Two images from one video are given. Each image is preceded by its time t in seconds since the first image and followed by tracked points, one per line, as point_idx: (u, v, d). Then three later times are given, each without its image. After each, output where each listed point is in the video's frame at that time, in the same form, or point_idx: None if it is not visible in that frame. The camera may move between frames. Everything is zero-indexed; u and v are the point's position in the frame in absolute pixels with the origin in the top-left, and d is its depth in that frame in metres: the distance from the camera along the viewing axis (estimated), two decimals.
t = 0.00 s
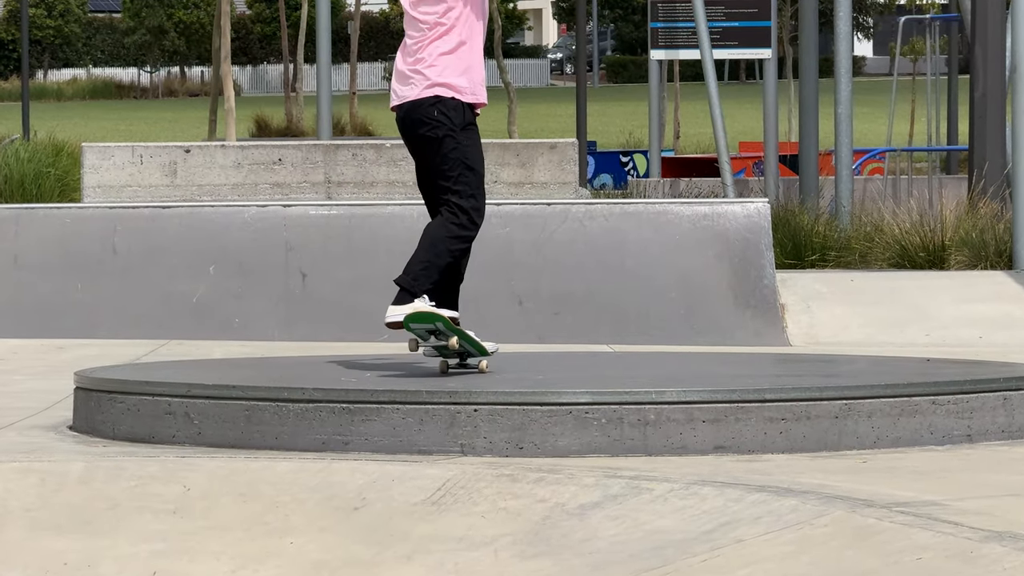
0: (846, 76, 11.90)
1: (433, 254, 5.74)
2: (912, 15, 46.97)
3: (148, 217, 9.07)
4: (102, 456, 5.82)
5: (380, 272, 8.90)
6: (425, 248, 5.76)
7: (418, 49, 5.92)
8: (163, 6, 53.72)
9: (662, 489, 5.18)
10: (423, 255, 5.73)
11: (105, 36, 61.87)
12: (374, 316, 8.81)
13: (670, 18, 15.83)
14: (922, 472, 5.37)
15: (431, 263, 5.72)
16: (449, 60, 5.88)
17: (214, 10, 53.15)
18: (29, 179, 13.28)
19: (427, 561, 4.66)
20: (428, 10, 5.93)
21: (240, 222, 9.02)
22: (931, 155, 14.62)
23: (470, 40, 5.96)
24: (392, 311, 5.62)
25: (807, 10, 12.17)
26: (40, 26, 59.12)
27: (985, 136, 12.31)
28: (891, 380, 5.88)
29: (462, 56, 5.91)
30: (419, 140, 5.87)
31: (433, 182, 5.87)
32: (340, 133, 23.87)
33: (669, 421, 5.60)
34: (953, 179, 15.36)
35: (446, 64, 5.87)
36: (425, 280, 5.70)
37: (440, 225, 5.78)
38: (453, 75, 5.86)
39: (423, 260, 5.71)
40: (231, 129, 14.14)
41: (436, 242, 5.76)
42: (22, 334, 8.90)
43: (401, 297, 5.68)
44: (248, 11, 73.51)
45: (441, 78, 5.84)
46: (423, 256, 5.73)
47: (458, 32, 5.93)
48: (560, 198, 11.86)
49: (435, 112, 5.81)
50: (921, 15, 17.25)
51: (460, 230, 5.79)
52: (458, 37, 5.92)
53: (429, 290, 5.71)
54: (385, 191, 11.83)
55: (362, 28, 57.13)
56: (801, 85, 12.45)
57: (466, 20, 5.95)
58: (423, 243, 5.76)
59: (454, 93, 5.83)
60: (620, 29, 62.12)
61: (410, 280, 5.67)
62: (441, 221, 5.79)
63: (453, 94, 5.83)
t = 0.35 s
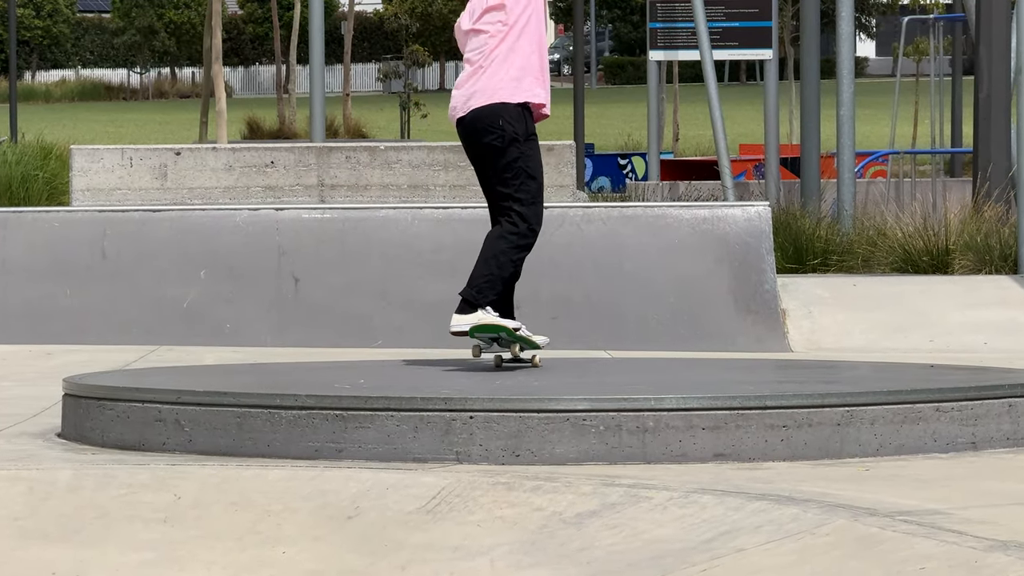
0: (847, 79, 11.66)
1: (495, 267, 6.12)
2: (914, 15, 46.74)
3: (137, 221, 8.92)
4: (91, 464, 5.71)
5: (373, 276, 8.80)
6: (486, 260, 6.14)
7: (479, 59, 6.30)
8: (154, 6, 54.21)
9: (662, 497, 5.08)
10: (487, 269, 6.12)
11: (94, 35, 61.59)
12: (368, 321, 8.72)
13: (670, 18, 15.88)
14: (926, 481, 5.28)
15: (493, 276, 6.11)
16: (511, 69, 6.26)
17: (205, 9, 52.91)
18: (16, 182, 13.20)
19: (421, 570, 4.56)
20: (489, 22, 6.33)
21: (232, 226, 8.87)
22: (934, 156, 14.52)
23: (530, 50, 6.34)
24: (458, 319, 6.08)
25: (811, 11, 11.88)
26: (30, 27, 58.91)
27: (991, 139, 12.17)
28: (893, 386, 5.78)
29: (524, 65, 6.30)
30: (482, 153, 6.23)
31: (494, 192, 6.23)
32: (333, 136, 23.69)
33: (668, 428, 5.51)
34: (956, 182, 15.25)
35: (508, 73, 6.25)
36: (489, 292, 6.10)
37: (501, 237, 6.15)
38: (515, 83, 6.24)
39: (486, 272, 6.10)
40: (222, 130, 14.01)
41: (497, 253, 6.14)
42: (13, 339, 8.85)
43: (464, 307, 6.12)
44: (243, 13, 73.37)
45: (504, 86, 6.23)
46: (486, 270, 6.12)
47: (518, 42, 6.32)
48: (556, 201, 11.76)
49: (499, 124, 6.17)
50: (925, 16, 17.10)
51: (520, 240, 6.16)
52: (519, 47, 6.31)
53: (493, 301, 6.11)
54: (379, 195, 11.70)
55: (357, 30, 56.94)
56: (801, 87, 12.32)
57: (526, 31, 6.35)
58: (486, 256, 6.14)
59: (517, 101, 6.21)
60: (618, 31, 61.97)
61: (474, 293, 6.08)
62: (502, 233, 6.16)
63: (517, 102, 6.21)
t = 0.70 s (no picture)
0: (851, 81, 11.70)
1: (573, 246, 6.62)
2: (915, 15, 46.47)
3: (127, 225, 8.81)
4: (80, 472, 5.61)
5: (366, 282, 8.68)
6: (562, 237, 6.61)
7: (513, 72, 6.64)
8: (144, 6, 53.53)
9: (661, 506, 4.98)
10: (566, 246, 6.60)
11: (83, 36, 61.17)
12: (362, 327, 8.61)
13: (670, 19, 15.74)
14: (930, 489, 5.18)
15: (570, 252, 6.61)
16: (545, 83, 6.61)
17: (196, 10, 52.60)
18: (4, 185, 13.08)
19: None
20: (528, 35, 6.64)
21: (223, 230, 8.77)
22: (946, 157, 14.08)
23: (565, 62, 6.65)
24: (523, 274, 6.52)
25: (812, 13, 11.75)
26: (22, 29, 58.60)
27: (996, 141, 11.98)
28: (896, 393, 5.69)
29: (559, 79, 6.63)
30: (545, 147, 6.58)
31: (562, 180, 6.63)
32: (327, 137, 23.43)
33: (667, 436, 5.41)
34: (961, 186, 15.10)
35: (543, 87, 6.61)
36: (565, 263, 6.63)
37: (577, 218, 6.62)
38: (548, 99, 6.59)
39: (567, 248, 6.60)
40: (214, 134, 13.92)
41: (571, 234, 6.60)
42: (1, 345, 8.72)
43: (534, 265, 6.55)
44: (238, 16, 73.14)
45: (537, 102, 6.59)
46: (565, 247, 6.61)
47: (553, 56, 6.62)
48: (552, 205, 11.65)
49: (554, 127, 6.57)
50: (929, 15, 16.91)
51: (598, 218, 6.64)
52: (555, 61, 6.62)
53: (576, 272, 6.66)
54: (373, 197, 11.65)
55: (353, 32, 56.72)
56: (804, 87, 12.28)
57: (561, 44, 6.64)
58: (566, 233, 6.60)
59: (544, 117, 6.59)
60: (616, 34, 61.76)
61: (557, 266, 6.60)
62: (579, 214, 6.63)
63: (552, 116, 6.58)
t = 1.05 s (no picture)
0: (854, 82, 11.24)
1: (596, 338, 6.68)
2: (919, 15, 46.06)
3: (116, 229, 8.39)
4: (69, 479, 5.50)
5: (361, 286, 8.33)
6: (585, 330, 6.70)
7: (535, 163, 6.64)
8: (134, 6, 52.62)
9: (660, 515, 4.88)
10: (590, 337, 6.68)
11: (71, 37, 60.70)
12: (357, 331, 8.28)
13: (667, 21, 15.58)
14: (934, 497, 5.09)
15: (594, 341, 6.68)
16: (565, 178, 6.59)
17: (187, 10, 52.19)
18: None
19: None
20: (554, 128, 6.60)
21: (214, 234, 8.36)
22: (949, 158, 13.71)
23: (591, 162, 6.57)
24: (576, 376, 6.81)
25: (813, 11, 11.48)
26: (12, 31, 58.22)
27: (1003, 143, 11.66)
28: (899, 399, 5.59)
29: (580, 177, 6.58)
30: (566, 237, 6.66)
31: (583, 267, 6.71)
32: (319, 139, 23.16)
33: (667, 443, 5.32)
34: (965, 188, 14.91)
35: (563, 183, 6.57)
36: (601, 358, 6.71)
37: (599, 306, 6.68)
38: (565, 196, 6.57)
39: (592, 344, 6.67)
40: (205, 136, 13.80)
41: (592, 326, 6.68)
42: None
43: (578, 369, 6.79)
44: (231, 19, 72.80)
45: (552, 198, 6.58)
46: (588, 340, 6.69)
47: (576, 153, 6.58)
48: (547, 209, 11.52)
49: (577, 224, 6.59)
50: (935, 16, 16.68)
51: (620, 303, 6.69)
52: (577, 158, 6.57)
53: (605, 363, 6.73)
54: (368, 201, 11.56)
55: (347, 35, 56.39)
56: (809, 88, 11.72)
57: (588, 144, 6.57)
58: (589, 328, 6.68)
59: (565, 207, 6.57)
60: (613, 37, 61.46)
61: (583, 362, 6.68)
62: (599, 301, 6.70)
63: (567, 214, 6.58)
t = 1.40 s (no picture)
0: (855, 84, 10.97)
1: (586, 329, 6.80)
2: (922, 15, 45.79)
3: (106, 232, 8.23)
4: (58, 487, 5.40)
5: (355, 290, 8.15)
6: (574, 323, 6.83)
7: (524, 146, 6.91)
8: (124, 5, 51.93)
9: (659, 523, 4.78)
10: (580, 328, 6.80)
11: (60, 37, 60.24)
12: (351, 337, 8.11)
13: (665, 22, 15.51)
14: (938, 505, 5.00)
15: (584, 333, 6.80)
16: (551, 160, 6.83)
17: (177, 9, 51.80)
18: None
19: None
20: (542, 112, 6.88)
21: (205, 238, 8.21)
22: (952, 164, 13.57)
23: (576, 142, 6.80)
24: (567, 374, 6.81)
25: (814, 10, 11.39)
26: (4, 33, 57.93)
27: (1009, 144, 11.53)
28: (903, 405, 5.50)
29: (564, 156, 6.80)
30: (548, 227, 6.86)
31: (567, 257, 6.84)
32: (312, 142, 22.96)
33: (666, 450, 5.23)
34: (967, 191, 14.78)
35: (548, 163, 6.81)
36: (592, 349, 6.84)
37: (583, 298, 6.80)
38: (550, 176, 6.79)
39: (584, 335, 6.79)
40: (197, 138, 13.69)
41: (580, 318, 6.80)
42: None
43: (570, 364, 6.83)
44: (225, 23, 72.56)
45: (538, 177, 6.81)
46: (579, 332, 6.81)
47: (561, 133, 6.81)
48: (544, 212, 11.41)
49: (558, 207, 6.79)
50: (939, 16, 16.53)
51: (602, 292, 6.81)
52: (562, 139, 6.81)
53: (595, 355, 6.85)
54: (362, 204, 11.46)
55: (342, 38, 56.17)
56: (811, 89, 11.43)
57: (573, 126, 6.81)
58: (577, 321, 6.80)
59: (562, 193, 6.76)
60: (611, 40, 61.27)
61: (578, 356, 6.81)
62: (583, 293, 6.81)
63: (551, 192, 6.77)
